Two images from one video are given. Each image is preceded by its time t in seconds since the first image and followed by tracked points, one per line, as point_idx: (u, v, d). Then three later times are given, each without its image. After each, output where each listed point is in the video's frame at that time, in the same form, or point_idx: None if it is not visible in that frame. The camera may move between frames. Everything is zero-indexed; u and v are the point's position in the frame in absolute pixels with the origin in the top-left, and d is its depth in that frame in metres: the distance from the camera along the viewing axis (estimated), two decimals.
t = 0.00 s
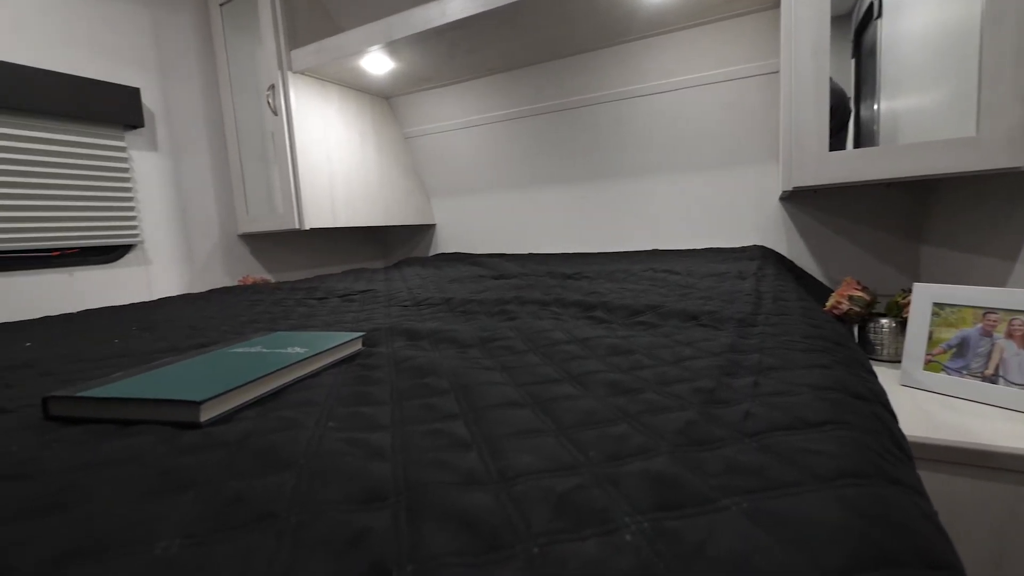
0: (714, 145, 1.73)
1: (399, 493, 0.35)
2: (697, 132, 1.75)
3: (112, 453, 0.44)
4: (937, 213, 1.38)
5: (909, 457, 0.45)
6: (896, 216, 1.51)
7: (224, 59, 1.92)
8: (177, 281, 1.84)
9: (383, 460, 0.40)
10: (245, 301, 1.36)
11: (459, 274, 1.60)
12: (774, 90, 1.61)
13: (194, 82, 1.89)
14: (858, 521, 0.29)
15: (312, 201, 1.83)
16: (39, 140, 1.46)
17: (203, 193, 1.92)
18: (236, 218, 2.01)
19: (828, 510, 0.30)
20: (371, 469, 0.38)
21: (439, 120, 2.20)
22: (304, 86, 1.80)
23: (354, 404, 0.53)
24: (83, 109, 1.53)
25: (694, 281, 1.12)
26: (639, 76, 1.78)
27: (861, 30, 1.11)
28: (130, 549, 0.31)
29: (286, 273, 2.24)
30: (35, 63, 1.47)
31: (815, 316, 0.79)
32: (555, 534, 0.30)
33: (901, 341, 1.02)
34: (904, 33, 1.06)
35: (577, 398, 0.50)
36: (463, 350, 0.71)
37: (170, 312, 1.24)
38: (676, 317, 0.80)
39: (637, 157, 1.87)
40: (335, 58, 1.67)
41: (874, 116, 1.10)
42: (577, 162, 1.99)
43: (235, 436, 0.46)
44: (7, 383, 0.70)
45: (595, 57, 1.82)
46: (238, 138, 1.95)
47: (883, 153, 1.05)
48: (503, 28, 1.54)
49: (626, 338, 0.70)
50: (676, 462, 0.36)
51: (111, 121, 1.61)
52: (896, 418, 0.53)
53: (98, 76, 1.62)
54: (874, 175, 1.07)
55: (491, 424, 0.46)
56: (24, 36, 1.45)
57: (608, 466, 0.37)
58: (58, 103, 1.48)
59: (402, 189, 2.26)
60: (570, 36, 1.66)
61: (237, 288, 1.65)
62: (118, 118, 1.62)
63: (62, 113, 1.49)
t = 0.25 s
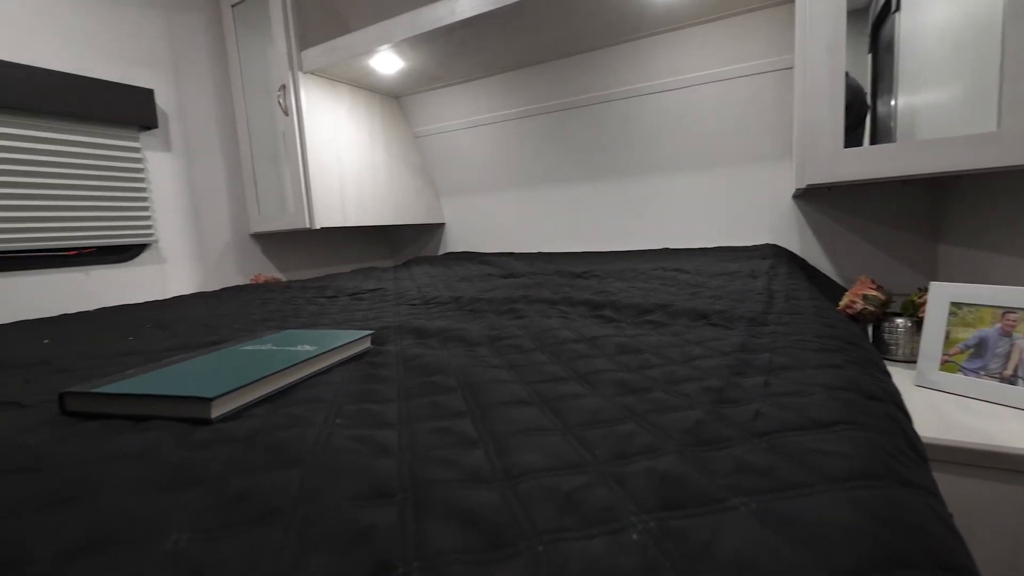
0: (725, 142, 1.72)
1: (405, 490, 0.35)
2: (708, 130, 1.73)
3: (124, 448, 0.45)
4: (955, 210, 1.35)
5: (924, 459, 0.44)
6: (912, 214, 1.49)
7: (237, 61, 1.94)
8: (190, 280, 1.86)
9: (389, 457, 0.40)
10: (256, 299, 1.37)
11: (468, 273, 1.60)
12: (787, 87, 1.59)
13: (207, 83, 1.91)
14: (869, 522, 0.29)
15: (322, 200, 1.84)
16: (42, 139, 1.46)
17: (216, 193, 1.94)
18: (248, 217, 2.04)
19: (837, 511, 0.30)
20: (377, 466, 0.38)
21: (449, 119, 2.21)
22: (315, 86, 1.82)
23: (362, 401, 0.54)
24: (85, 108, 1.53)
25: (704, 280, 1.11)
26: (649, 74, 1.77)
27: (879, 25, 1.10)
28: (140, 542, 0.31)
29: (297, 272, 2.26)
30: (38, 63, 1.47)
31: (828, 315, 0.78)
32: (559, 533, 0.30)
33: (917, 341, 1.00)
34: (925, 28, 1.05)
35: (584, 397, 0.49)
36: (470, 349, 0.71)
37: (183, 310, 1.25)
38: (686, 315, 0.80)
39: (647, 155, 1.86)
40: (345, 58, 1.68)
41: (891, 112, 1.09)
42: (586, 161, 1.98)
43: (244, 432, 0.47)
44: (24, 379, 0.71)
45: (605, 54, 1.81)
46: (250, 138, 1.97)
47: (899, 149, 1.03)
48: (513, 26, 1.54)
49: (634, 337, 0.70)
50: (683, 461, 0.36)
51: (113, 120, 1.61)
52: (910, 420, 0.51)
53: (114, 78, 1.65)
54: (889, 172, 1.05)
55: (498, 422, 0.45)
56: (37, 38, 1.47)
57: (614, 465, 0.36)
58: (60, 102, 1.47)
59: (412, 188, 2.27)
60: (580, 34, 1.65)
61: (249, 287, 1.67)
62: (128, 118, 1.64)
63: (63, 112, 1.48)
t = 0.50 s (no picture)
0: (738, 139, 1.70)
1: (414, 487, 0.35)
2: (720, 126, 1.71)
3: (138, 444, 0.45)
4: (976, 207, 1.32)
5: (944, 462, 0.43)
6: (931, 211, 1.45)
7: (249, 61, 1.96)
8: (204, 279, 1.89)
9: (398, 455, 0.40)
10: (268, 298, 1.38)
11: (477, 272, 1.60)
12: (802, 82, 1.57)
13: (220, 84, 1.94)
14: (887, 524, 0.28)
15: (333, 200, 1.86)
16: (48, 139, 1.46)
17: (229, 193, 1.96)
18: (261, 217, 2.06)
19: (853, 513, 0.29)
20: (386, 464, 0.38)
21: (459, 118, 2.22)
22: (326, 86, 1.83)
23: (372, 398, 0.54)
24: (90, 108, 1.53)
25: (716, 279, 1.10)
26: (661, 70, 1.76)
27: (897, 16, 1.07)
28: (152, 536, 0.32)
29: (308, 271, 2.28)
30: (44, 63, 1.47)
31: (843, 314, 0.76)
32: (569, 532, 0.29)
33: (936, 341, 0.98)
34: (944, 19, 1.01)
35: (594, 396, 0.49)
36: (480, 347, 0.71)
37: (197, 308, 1.27)
38: (698, 314, 0.79)
39: (658, 153, 1.84)
40: (356, 58, 1.69)
41: (910, 107, 1.06)
42: (597, 159, 1.97)
43: (255, 429, 0.47)
44: (42, 375, 0.73)
45: (616, 51, 1.80)
46: (262, 138, 1.99)
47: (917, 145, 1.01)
48: (523, 24, 1.53)
49: (645, 335, 0.69)
50: (695, 461, 0.35)
51: (119, 120, 1.61)
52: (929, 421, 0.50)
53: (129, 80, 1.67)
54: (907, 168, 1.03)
55: (507, 421, 0.45)
56: (51, 41, 1.49)
57: (624, 464, 0.36)
58: (64, 102, 1.47)
59: (422, 187, 2.28)
60: (591, 31, 1.64)
61: (261, 285, 1.69)
62: (140, 119, 1.65)
63: (68, 112, 1.48)
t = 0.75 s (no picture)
0: (751, 136, 1.67)
1: (424, 484, 0.35)
2: (733, 123, 1.69)
3: (153, 438, 0.46)
4: (999, 204, 1.29)
5: (967, 464, 0.42)
6: (952, 208, 1.42)
7: (262, 61, 1.98)
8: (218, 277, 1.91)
9: (408, 451, 0.40)
10: (281, 296, 1.40)
11: (488, 271, 1.60)
12: (817, 77, 1.54)
13: (234, 85, 1.96)
14: (908, 526, 0.27)
15: (345, 199, 1.87)
16: (60, 140, 1.48)
17: (243, 192, 1.99)
18: (274, 216, 2.08)
19: (873, 514, 0.28)
20: (396, 460, 0.38)
21: (469, 116, 2.22)
22: (337, 86, 1.84)
23: (382, 395, 0.54)
24: (100, 109, 1.54)
25: (730, 277, 1.08)
26: (673, 67, 1.74)
27: (916, 8, 1.07)
28: (165, 529, 0.32)
29: (320, 270, 2.29)
30: (56, 63, 1.49)
31: (861, 313, 0.75)
32: (580, 530, 0.29)
33: (958, 340, 0.96)
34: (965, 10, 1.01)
35: (605, 394, 0.48)
36: (491, 345, 0.71)
37: (211, 306, 1.29)
38: (711, 312, 0.78)
39: (670, 150, 1.83)
40: (367, 57, 1.70)
41: (929, 101, 1.06)
42: (608, 156, 1.96)
43: (267, 424, 0.47)
44: (61, 371, 0.74)
45: (627, 48, 1.78)
46: (275, 138, 2.01)
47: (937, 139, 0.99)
48: (533, 22, 1.53)
49: (657, 333, 0.69)
50: (709, 459, 0.35)
51: (129, 120, 1.62)
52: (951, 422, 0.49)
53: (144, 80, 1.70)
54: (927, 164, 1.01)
55: (518, 418, 0.45)
56: (66, 43, 1.51)
57: (636, 462, 0.35)
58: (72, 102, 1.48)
59: (433, 186, 2.28)
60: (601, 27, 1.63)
61: (274, 284, 1.70)
62: (152, 119, 1.66)
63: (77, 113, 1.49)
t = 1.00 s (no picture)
0: (765, 133, 1.65)
1: (436, 479, 0.35)
2: (747, 120, 1.67)
3: (169, 432, 0.47)
4: None
5: (992, 465, 0.40)
6: (975, 206, 1.39)
7: (276, 62, 2.00)
8: (232, 276, 1.94)
9: (420, 446, 0.40)
10: (294, 294, 1.41)
11: (499, 269, 1.60)
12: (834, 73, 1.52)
13: (248, 85, 1.98)
14: (930, 527, 0.27)
15: (356, 197, 1.87)
16: (75, 140, 1.50)
17: (257, 191, 2.01)
18: (287, 215, 2.10)
19: (894, 513, 0.28)
20: (407, 455, 0.38)
21: (481, 115, 2.22)
22: (350, 85, 1.85)
23: (394, 391, 0.54)
24: (110, 109, 1.55)
25: (744, 275, 1.07)
26: (686, 63, 1.73)
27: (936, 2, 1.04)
28: (180, 521, 0.32)
29: (333, 269, 2.31)
30: (71, 65, 1.51)
31: (880, 311, 0.73)
32: (592, 525, 0.29)
33: (981, 341, 0.93)
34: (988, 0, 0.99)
35: (618, 391, 0.48)
36: (502, 342, 0.71)
37: (225, 304, 1.30)
38: (725, 311, 0.77)
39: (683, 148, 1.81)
40: (379, 57, 1.71)
41: (951, 97, 1.02)
42: (620, 154, 1.95)
43: (280, 419, 0.48)
44: (80, 366, 0.76)
45: (639, 45, 1.77)
46: (288, 138, 2.03)
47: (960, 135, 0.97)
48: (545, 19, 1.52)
49: (670, 331, 0.68)
50: (724, 457, 0.34)
51: (140, 120, 1.63)
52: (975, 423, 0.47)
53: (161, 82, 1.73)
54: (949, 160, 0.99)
55: (530, 414, 0.45)
56: (84, 45, 1.54)
57: (650, 459, 0.35)
58: (82, 102, 1.49)
59: (444, 185, 2.29)
60: (613, 24, 1.62)
61: (287, 282, 1.72)
62: (165, 119, 1.68)
63: (87, 113, 1.50)
